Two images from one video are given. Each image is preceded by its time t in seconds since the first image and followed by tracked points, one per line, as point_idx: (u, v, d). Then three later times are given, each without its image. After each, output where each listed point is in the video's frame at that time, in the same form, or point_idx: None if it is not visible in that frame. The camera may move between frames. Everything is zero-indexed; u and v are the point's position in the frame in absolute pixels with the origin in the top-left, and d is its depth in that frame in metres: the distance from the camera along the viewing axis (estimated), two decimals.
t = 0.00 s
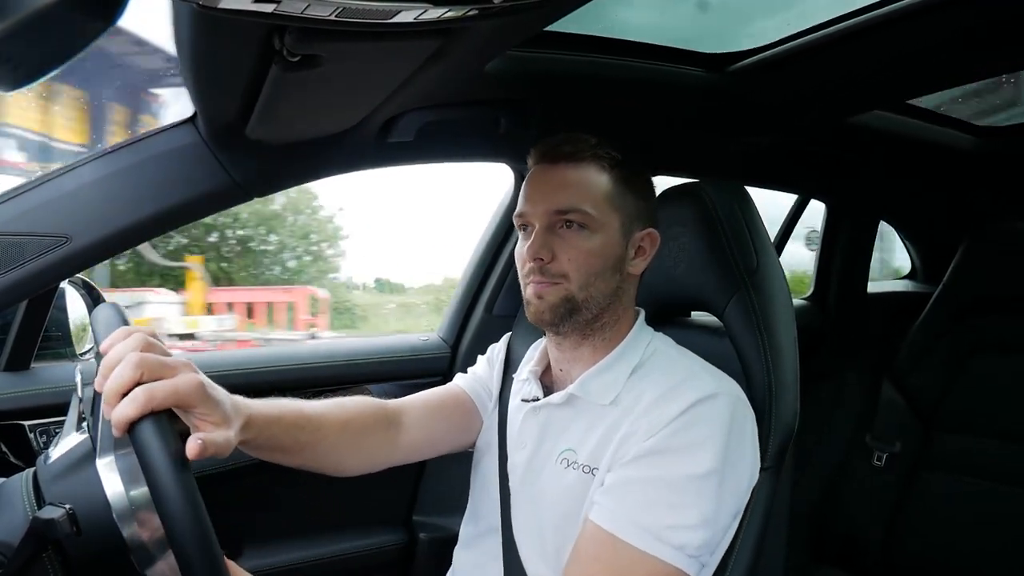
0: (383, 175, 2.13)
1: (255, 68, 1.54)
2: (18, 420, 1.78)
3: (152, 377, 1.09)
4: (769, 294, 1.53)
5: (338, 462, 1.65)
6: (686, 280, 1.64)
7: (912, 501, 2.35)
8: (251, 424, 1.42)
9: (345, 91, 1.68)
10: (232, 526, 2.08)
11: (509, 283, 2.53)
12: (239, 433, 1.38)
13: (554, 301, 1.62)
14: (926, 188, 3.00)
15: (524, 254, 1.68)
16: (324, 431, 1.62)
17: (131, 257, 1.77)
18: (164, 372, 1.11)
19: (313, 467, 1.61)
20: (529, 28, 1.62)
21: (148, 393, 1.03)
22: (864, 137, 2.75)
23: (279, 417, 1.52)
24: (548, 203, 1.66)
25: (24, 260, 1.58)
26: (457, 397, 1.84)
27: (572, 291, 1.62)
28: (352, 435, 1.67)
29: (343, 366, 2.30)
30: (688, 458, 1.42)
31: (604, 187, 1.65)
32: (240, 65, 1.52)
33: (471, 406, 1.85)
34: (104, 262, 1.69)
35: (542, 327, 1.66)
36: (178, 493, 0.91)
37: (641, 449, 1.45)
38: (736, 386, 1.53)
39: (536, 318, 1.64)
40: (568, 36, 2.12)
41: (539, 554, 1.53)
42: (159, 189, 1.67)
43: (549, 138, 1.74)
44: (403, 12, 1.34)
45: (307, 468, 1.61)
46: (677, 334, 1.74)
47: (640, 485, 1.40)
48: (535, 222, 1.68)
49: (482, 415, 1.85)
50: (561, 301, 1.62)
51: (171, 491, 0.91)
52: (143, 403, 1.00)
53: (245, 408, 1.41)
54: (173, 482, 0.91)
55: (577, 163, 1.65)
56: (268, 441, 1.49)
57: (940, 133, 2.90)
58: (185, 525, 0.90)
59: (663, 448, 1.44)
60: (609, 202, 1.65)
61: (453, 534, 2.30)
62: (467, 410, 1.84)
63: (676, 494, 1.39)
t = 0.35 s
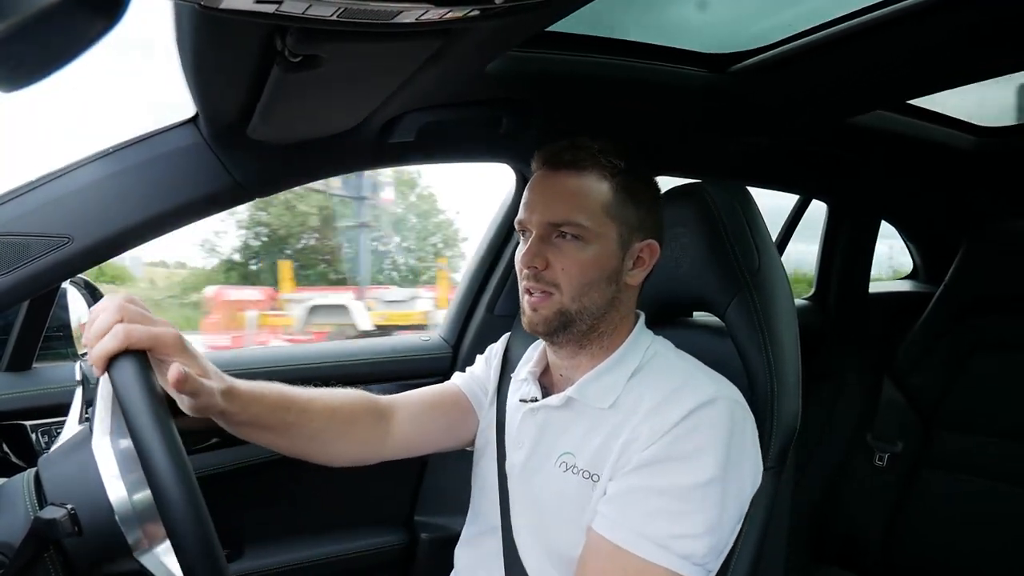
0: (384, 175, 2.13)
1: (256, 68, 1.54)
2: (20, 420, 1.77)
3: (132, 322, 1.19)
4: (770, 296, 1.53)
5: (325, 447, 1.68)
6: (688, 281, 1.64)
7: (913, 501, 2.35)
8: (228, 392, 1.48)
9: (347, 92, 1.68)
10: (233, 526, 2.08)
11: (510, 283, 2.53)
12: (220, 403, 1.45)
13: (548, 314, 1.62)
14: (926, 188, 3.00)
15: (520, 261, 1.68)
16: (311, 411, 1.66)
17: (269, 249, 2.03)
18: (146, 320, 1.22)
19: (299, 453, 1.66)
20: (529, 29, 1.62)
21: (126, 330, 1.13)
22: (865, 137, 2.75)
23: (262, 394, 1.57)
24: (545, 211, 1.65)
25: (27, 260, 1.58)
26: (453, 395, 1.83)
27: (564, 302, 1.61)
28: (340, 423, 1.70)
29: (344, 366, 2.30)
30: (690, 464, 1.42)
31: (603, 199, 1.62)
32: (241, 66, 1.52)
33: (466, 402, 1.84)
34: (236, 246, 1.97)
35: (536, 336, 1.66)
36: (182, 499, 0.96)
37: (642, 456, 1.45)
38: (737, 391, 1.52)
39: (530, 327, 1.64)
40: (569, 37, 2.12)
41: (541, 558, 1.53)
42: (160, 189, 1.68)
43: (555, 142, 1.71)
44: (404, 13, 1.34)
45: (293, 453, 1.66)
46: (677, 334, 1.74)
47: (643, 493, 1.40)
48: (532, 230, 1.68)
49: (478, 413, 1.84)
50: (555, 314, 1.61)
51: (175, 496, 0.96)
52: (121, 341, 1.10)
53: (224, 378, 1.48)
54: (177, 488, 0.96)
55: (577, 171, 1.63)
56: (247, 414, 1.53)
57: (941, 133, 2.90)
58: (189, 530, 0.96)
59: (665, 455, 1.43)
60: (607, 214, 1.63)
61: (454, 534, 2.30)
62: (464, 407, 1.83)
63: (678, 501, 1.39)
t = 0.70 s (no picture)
0: (388, 175, 2.13)
1: (259, 68, 1.54)
2: (22, 419, 1.77)
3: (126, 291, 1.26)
4: (775, 296, 1.53)
5: (319, 437, 1.68)
6: (690, 280, 1.63)
7: (914, 502, 2.35)
8: (217, 369, 1.51)
9: (351, 91, 1.68)
10: (234, 525, 2.08)
11: (512, 282, 2.53)
12: (207, 379, 1.48)
13: (554, 313, 1.62)
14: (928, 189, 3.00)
15: (527, 258, 1.68)
16: (303, 401, 1.67)
17: (382, 249, 2.17)
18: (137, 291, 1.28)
19: (292, 442, 1.67)
20: (531, 28, 1.62)
21: (115, 294, 1.19)
22: (867, 138, 2.74)
23: (252, 379, 1.60)
24: (552, 209, 1.65)
25: (29, 258, 1.58)
26: (455, 395, 1.83)
27: (572, 300, 1.61)
28: (336, 415, 1.70)
29: (345, 365, 2.30)
30: (693, 462, 1.42)
31: (611, 196, 1.62)
32: (243, 65, 1.52)
33: (466, 400, 1.83)
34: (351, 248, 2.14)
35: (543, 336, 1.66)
36: (184, 499, 0.97)
37: (646, 453, 1.45)
38: (739, 391, 1.53)
39: (536, 327, 1.63)
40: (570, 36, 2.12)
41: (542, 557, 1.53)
42: (162, 188, 1.68)
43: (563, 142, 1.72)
44: (406, 13, 1.34)
45: (286, 442, 1.67)
46: (678, 334, 1.74)
47: (647, 490, 1.40)
48: (540, 227, 1.68)
49: (480, 412, 1.84)
50: (560, 313, 1.61)
51: (176, 496, 0.97)
52: (110, 301, 1.16)
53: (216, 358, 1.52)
54: (178, 487, 0.97)
55: (585, 169, 1.63)
56: (235, 393, 1.55)
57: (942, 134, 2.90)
58: (191, 529, 0.97)
59: (669, 453, 1.44)
60: (615, 211, 1.62)
61: (454, 534, 2.30)
62: (465, 406, 1.83)
63: (681, 498, 1.40)
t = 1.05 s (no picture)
0: (388, 177, 2.14)
1: (258, 70, 1.55)
2: (22, 423, 1.77)
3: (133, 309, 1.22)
4: (774, 295, 1.53)
5: (325, 441, 1.68)
6: (691, 280, 1.63)
7: (914, 501, 2.34)
8: (225, 379, 1.48)
9: (350, 94, 1.68)
10: (235, 528, 2.08)
11: (512, 284, 2.53)
12: (217, 391, 1.45)
13: (551, 308, 1.61)
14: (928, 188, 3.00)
15: (528, 255, 1.67)
16: (310, 406, 1.66)
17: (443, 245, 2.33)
18: (144, 305, 1.25)
19: (296, 447, 1.65)
20: (531, 30, 1.63)
21: (122, 312, 1.15)
22: (866, 137, 2.75)
23: (260, 387, 1.58)
24: (554, 205, 1.65)
25: (28, 262, 1.58)
26: (459, 396, 1.83)
27: (569, 296, 1.60)
28: (341, 418, 1.70)
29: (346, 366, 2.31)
30: (694, 455, 1.42)
31: (614, 192, 1.62)
32: (243, 67, 1.52)
33: (473, 403, 1.84)
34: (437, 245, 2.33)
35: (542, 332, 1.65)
36: (184, 499, 0.95)
37: (647, 447, 1.45)
38: (739, 380, 1.53)
39: (535, 322, 1.63)
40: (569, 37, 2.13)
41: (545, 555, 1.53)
42: (162, 191, 1.68)
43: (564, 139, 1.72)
44: (405, 15, 1.34)
45: (290, 447, 1.65)
46: (679, 334, 1.74)
47: (648, 483, 1.40)
48: (540, 225, 1.67)
49: (485, 413, 1.84)
50: (558, 307, 1.60)
51: (176, 494, 0.95)
52: (116, 320, 1.12)
53: (223, 368, 1.49)
54: (178, 489, 0.95)
55: (588, 165, 1.63)
56: (243, 403, 1.52)
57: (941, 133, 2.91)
58: (190, 527, 0.95)
59: (669, 445, 1.44)
60: (617, 207, 1.62)
61: (455, 535, 2.30)
62: (470, 408, 1.83)
63: (683, 491, 1.40)
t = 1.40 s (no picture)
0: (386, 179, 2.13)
1: (256, 71, 1.54)
2: (18, 424, 1.76)
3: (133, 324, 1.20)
4: (772, 298, 1.53)
5: (327, 446, 1.67)
6: (690, 284, 1.63)
7: (913, 504, 2.34)
8: (230, 388, 1.46)
9: (349, 95, 1.68)
10: (233, 530, 2.07)
11: (510, 286, 2.53)
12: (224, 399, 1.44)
13: (564, 321, 1.61)
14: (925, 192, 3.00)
15: (531, 269, 1.65)
16: (314, 410, 1.66)
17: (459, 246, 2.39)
18: (144, 319, 1.23)
19: (299, 453, 1.65)
20: (529, 32, 1.63)
21: (126, 330, 1.13)
22: (864, 141, 2.75)
23: (265, 393, 1.56)
24: (555, 218, 1.63)
25: (26, 262, 1.57)
26: (458, 398, 1.84)
27: (581, 308, 1.60)
28: (342, 423, 1.70)
29: (343, 368, 2.30)
30: (693, 463, 1.43)
31: (611, 199, 1.62)
32: (242, 68, 1.52)
33: (468, 407, 1.83)
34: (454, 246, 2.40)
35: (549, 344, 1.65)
36: (182, 502, 0.96)
37: (646, 456, 1.46)
38: (738, 388, 1.53)
39: (546, 338, 1.62)
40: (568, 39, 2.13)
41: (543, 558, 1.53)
42: (160, 192, 1.67)
43: (553, 146, 1.70)
44: (404, 16, 1.34)
45: (293, 453, 1.64)
46: (677, 337, 1.74)
47: (647, 495, 1.41)
48: (540, 237, 1.65)
49: (483, 418, 1.84)
50: (571, 321, 1.61)
51: (175, 500, 0.96)
52: (120, 338, 1.10)
53: (226, 375, 1.47)
54: (177, 493, 0.96)
55: (582, 174, 1.62)
56: (247, 411, 1.51)
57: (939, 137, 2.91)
58: (188, 530, 0.96)
59: (668, 455, 1.44)
60: (618, 214, 1.62)
61: (453, 538, 2.29)
62: (468, 413, 1.83)
63: (682, 501, 1.40)
